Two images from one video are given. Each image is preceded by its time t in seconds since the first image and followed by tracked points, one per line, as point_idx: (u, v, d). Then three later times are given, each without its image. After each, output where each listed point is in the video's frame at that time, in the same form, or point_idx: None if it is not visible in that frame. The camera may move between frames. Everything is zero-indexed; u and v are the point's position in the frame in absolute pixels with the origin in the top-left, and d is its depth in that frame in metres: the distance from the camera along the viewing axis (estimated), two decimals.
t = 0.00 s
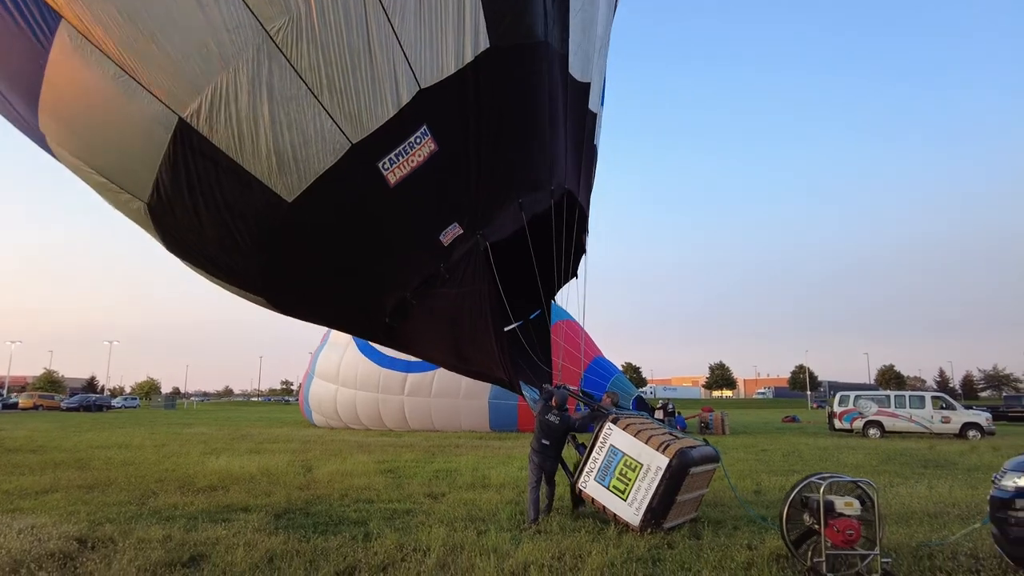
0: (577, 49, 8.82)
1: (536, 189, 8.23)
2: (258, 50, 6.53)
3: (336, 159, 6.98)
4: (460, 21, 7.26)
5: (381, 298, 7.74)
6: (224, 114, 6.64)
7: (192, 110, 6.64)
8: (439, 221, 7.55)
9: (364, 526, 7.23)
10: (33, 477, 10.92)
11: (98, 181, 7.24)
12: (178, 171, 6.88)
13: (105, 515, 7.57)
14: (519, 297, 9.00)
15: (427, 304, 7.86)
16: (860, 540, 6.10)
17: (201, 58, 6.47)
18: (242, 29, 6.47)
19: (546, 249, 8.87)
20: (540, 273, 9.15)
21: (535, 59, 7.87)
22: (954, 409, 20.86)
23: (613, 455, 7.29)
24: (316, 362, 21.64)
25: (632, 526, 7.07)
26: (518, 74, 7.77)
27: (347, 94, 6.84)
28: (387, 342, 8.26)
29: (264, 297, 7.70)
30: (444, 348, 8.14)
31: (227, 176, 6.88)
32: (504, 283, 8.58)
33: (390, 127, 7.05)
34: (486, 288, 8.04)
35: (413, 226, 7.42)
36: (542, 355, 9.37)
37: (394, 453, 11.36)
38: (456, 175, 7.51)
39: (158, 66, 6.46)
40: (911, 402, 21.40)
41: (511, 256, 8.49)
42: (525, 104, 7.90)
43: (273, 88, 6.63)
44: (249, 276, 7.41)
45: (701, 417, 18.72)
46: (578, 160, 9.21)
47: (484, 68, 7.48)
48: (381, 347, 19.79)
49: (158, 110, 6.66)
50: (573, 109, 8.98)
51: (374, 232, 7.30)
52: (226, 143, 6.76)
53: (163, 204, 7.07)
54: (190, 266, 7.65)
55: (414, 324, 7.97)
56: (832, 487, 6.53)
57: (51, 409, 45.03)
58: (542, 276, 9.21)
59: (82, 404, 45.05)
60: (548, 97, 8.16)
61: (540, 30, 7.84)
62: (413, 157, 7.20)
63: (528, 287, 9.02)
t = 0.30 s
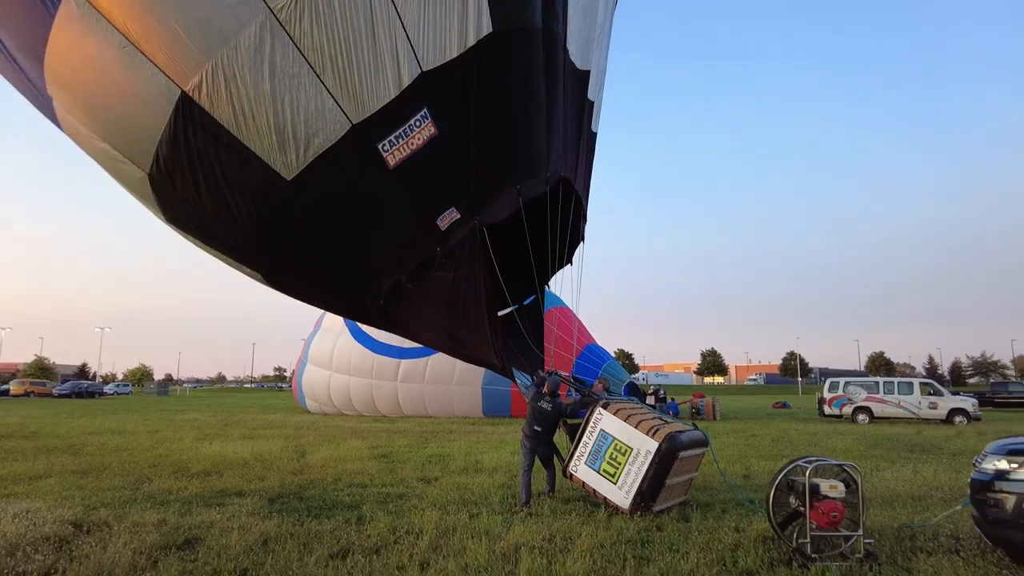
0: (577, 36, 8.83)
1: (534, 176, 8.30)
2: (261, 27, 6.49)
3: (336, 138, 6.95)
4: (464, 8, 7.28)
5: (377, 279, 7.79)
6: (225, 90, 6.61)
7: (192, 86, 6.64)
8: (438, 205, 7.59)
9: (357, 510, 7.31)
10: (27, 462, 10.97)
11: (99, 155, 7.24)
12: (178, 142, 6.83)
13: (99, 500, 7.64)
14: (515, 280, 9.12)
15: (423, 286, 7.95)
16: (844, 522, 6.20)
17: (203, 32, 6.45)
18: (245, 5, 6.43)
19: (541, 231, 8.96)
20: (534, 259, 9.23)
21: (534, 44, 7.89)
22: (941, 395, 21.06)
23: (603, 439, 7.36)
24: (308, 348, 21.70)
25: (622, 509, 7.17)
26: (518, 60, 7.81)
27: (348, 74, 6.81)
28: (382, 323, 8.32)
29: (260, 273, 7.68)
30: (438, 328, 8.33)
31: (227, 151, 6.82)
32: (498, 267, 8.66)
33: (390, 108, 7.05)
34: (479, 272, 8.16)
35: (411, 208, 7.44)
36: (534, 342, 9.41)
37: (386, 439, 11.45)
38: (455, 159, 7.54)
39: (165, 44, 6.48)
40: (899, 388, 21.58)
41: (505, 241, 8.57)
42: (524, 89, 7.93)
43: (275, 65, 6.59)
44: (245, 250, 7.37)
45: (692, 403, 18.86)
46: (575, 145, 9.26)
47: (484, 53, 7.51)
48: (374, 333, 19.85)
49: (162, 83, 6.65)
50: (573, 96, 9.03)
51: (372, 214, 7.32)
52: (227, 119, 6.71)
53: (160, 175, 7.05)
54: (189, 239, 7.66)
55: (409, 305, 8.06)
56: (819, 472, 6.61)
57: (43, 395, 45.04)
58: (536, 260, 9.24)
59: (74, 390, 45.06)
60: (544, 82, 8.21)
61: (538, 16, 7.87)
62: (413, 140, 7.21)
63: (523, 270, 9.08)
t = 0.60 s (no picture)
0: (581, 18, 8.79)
1: (535, 159, 8.18)
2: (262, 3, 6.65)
3: (335, 117, 7.07)
4: None
5: (374, 259, 7.81)
6: (227, 64, 6.81)
7: (196, 58, 6.87)
8: (436, 187, 7.54)
9: (352, 494, 7.37)
10: (23, 448, 11.00)
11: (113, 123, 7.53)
12: (181, 114, 7.09)
13: (95, 485, 7.69)
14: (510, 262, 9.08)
15: (420, 267, 7.89)
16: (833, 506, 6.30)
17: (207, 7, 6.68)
18: None
19: (536, 212, 8.90)
20: (530, 243, 9.16)
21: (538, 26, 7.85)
22: (932, 381, 21.20)
23: (598, 424, 7.41)
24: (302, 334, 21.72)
25: (615, 493, 7.27)
26: (520, 40, 7.72)
27: (347, 53, 6.92)
28: (378, 305, 8.37)
29: (258, 248, 7.82)
30: (436, 312, 8.25)
31: (228, 126, 7.05)
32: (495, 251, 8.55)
33: (390, 88, 7.10)
34: (478, 256, 8.01)
35: (409, 188, 7.44)
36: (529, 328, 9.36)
37: (381, 424, 11.50)
38: (455, 141, 7.52)
39: (170, 16, 6.76)
40: (890, 374, 21.70)
41: (503, 223, 8.46)
42: (526, 71, 7.88)
43: (274, 42, 6.75)
44: (241, 225, 7.53)
45: (685, 388, 18.96)
46: (575, 129, 9.20)
47: (485, 34, 7.49)
48: (369, 319, 19.90)
49: (167, 54, 6.92)
50: (574, 80, 8.95)
51: (370, 194, 7.36)
52: (229, 94, 6.93)
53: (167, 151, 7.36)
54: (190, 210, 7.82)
55: (404, 286, 8.04)
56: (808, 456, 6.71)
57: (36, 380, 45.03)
58: (531, 244, 9.20)
59: (67, 376, 45.18)
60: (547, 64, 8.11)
61: None
62: (412, 120, 7.22)
63: (518, 251, 9.11)
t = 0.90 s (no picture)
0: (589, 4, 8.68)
1: (534, 147, 8.26)
2: None
3: (336, 100, 7.10)
4: None
5: (374, 243, 7.90)
6: (231, 43, 6.86)
7: (204, 35, 6.90)
8: (435, 172, 7.59)
9: (350, 482, 7.43)
10: (19, 436, 11.04)
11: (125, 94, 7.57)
12: (189, 89, 7.16)
13: (93, 473, 7.73)
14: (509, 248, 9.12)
15: (419, 252, 7.96)
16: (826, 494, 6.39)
17: None
18: None
19: (535, 199, 8.95)
20: (529, 228, 9.26)
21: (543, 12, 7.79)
22: (923, 369, 21.38)
23: (594, 412, 7.48)
24: (298, 322, 21.68)
25: (611, 480, 7.34)
26: (523, 26, 7.67)
27: (352, 36, 6.93)
28: (378, 288, 8.47)
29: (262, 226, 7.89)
30: (434, 297, 8.34)
31: (235, 103, 7.14)
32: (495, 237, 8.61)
33: (392, 73, 7.11)
34: (478, 241, 8.07)
35: (408, 173, 7.50)
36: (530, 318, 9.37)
37: (377, 411, 11.56)
38: (456, 126, 7.54)
39: None
40: (882, 362, 21.84)
41: (501, 209, 8.54)
42: (529, 57, 7.86)
43: (278, 23, 6.75)
44: (247, 205, 7.65)
45: (678, 376, 19.06)
46: (576, 117, 9.19)
47: (490, 20, 7.43)
48: (365, 307, 19.89)
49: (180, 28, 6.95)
50: (576, 68, 8.88)
51: (371, 178, 7.43)
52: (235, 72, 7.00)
53: (176, 130, 7.49)
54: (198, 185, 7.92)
55: (403, 269, 8.12)
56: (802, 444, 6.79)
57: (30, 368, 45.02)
58: (530, 228, 9.28)
59: (62, 364, 45.21)
60: (551, 53, 8.08)
61: None
62: (414, 105, 7.26)
63: (516, 235, 9.17)
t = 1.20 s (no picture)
0: None
1: (534, 131, 8.35)
2: None
3: (342, 77, 7.14)
4: None
5: (376, 222, 7.90)
6: (239, 16, 6.90)
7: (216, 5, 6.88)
8: (437, 153, 7.64)
9: (348, 466, 7.50)
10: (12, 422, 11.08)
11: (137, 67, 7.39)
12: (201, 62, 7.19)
13: (89, 458, 7.78)
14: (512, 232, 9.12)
15: (421, 234, 8.02)
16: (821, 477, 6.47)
17: None
18: None
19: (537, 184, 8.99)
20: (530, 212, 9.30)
21: None
22: (913, 356, 21.60)
23: (592, 396, 7.58)
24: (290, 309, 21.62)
25: (608, 464, 7.43)
26: (529, 10, 7.72)
27: (358, 13, 6.98)
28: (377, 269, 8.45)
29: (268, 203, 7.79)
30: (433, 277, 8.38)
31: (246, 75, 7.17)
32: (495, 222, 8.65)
33: (397, 52, 7.16)
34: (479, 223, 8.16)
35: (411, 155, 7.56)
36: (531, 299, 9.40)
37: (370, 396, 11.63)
38: (459, 107, 7.59)
39: None
40: (874, 349, 22.02)
41: (503, 194, 8.59)
42: (533, 40, 7.91)
43: None
44: (252, 181, 7.68)
45: (672, 361, 19.16)
46: (583, 106, 9.27)
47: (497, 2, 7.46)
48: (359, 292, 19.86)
49: None
50: (581, 53, 8.93)
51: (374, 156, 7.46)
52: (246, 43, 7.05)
53: (185, 97, 7.45)
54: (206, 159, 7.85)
55: (403, 252, 8.15)
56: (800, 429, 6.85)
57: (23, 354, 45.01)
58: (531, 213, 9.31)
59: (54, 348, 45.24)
60: (554, 37, 8.14)
61: None
62: (418, 85, 7.30)
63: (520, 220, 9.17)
